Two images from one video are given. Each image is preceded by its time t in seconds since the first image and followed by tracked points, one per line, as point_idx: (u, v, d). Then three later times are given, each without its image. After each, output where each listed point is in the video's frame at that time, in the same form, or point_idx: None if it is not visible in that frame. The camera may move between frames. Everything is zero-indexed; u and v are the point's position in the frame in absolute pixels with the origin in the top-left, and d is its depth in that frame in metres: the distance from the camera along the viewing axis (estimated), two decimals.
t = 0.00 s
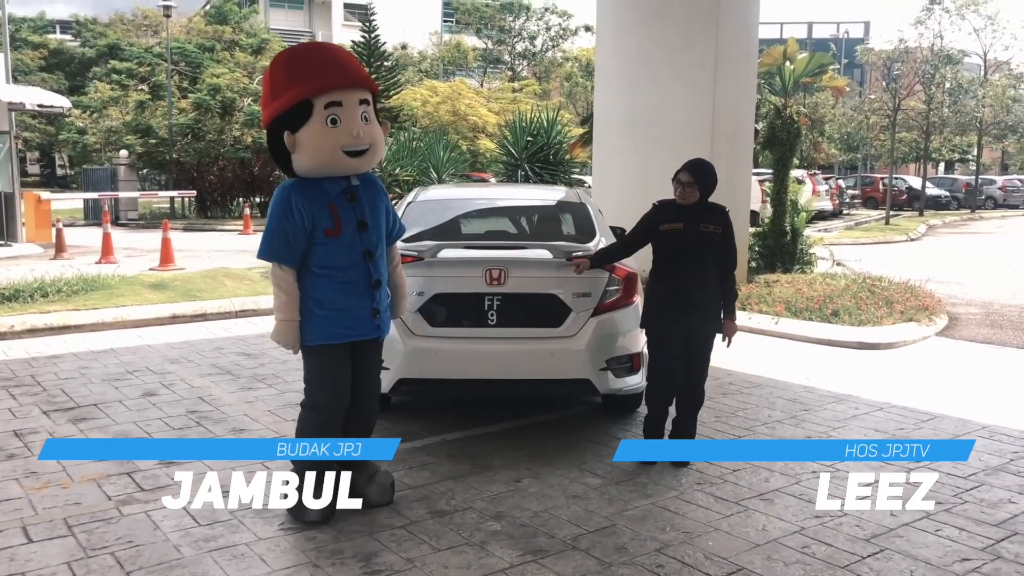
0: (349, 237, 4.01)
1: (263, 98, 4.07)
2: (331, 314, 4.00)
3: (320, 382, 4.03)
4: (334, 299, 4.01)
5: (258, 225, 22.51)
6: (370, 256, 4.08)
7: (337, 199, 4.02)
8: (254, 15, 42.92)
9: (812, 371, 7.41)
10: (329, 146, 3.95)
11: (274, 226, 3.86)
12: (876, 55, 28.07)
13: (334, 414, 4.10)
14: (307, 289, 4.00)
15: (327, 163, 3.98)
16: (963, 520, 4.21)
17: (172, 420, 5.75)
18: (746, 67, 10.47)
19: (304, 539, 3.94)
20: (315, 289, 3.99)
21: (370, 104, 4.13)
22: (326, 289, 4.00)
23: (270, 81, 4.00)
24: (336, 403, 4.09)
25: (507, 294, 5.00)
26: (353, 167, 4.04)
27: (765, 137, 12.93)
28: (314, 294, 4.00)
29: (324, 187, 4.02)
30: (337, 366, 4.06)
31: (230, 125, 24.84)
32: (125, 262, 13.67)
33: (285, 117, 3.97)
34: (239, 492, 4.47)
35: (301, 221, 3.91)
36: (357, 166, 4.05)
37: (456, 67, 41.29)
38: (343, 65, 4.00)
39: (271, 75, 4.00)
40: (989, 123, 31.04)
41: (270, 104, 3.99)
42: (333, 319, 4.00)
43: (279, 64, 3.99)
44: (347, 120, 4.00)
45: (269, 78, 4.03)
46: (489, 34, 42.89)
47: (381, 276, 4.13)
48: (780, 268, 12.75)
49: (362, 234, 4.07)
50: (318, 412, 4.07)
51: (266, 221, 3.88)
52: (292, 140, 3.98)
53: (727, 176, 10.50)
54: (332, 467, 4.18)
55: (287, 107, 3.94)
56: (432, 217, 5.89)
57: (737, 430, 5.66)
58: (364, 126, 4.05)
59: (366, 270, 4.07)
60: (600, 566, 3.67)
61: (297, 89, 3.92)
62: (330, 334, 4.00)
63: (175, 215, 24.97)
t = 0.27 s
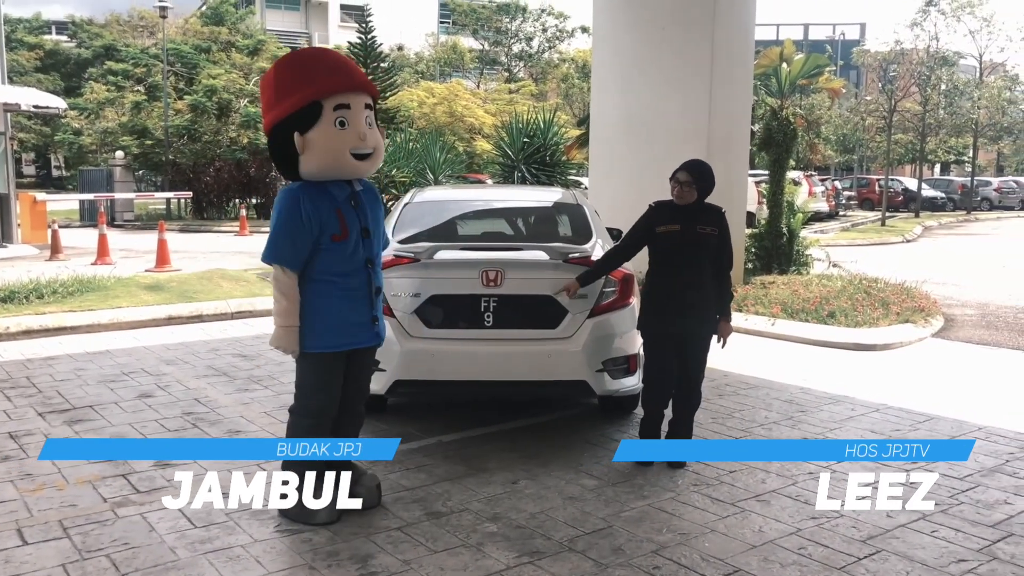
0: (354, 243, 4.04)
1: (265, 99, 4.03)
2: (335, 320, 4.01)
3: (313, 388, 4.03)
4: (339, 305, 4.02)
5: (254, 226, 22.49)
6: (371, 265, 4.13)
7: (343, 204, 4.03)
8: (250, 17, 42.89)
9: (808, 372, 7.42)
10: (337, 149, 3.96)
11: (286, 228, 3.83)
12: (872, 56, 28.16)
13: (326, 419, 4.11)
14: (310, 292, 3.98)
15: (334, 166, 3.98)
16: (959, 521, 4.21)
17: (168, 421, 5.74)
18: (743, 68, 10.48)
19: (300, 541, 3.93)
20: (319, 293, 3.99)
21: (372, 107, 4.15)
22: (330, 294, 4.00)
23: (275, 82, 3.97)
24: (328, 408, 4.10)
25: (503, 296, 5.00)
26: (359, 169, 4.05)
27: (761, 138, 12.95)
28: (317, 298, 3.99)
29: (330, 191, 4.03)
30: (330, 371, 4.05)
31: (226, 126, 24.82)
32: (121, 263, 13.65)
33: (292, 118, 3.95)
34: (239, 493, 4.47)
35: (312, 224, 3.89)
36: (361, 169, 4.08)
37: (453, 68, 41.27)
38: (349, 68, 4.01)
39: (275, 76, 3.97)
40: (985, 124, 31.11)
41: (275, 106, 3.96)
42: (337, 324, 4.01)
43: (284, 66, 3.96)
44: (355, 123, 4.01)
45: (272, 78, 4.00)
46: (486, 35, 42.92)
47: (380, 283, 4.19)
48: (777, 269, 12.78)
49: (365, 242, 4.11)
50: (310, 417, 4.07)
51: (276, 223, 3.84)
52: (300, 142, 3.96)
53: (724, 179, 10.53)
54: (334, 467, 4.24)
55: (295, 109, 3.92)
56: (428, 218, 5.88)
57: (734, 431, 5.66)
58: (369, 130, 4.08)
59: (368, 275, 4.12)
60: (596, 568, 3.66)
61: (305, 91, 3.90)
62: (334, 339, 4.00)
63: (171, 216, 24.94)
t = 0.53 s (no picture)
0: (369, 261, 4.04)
1: (273, 120, 3.87)
2: (355, 338, 3.99)
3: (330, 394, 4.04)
4: (357, 323, 4.00)
5: (252, 226, 22.46)
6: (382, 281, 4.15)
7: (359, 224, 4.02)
8: (248, 17, 42.87)
9: (806, 372, 7.42)
10: (359, 168, 3.99)
11: (320, 247, 3.75)
12: (870, 57, 28.19)
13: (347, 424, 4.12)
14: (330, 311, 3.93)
15: (357, 184, 3.99)
16: (957, 522, 4.21)
17: (165, 422, 5.73)
18: (740, 68, 10.48)
19: (297, 542, 3.92)
20: (338, 312, 3.95)
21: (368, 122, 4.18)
22: (351, 313, 3.98)
23: (289, 104, 3.85)
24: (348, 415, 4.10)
25: (501, 296, 4.99)
26: (374, 186, 4.09)
27: (759, 139, 12.95)
28: (336, 317, 3.95)
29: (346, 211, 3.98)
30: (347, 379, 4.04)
31: (224, 126, 24.81)
32: (118, 263, 13.64)
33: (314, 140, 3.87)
34: (240, 493, 4.46)
35: (340, 244, 3.85)
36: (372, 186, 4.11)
37: (451, 68, 41.26)
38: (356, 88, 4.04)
39: (287, 97, 3.86)
40: (982, 125, 31.14)
41: (292, 127, 3.84)
42: (357, 341, 3.99)
43: (295, 87, 3.87)
44: (369, 143, 4.06)
45: (282, 100, 3.86)
46: (484, 35, 42.95)
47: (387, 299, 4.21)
48: (774, 270, 12.78)
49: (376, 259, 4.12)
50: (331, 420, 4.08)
51: (305, 244, 3.74)
52: (328, 162, 3.90)
53: (721, 181, 10.54)
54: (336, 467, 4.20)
55: (320, 130, 3.86)
56: (426, 218, 5.88)
57: (732, 431, 5.66)
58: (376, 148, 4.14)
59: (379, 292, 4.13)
60: (594, 569, 3.66)
61: (330, 112, 3.85)
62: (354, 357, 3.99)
63: (169, 216, 24.91)
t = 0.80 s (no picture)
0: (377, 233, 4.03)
1: (290, 98, 3.71)
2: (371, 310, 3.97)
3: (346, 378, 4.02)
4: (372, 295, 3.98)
5: (250, 225, 22.44)
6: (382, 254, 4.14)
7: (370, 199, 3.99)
8: (246, 15, 42.82)
9: (804, 371, 7.43)
10: (373, 141, 3.99)
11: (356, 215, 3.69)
12: (868, 56, 28.19)
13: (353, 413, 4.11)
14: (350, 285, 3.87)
15: (370, 157, 3.99)
16: (956, 521, 4.21)
17: (163, 421, 5.72)
18: (738, 67, 10.48)
19: (294, 541, 3.92)
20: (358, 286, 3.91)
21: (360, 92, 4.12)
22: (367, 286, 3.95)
23: (310, 81, 3.72)
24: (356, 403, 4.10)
25: (499, 295, 4.98)
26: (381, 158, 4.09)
27: (757, 137, 12.94)
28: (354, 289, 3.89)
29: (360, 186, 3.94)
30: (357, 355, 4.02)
31: (222, 125, 24.79)
32: (116, 262, 13.62)
33: (336, 117, 3.79)
34: (241, 493, 4.45)
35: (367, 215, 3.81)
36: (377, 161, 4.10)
37: (449, 67, 41.24)
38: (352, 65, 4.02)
39: (306, 75, 3.72)
40: (980, 124, 31.16)
41: (313, 107, 3.73)
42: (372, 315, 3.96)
43: (319, 62, 3.75)
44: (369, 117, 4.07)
45: (298, 77, 3.72)
46: (482, 34, 42.96)
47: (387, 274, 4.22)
48: (773, 269, 12.78)
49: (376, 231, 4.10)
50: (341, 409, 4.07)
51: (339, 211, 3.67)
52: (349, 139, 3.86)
53: (719, 181, 10.53)
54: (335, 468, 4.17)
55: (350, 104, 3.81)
56: (424, 217, 5.87)
57: (730, 430, 5.66)
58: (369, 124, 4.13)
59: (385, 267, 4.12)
60: (592, 568, 3.65)
61: (351, 89, 3.77)
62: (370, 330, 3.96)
63: (167, 215, 24.89)
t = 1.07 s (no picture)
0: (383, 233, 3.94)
1: (302, 94, 3.61)
2: (379, 311, 3.87)
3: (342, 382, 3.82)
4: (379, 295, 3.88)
5: (249, 223, 22.43)
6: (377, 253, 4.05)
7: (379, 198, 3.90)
8: (245, 13, 42.75)
9: (803, 369, 7.43)
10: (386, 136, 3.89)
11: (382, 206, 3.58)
12: (867, 54, 28.16)
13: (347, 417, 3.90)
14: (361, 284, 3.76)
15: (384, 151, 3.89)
16: (954, 519, 4.21)
17: (161, 420, 5.71)
18: (737, 67, 10.48)
19: (291, 540, 3.91)
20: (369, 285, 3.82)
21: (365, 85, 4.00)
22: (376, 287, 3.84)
23: (322, 76, 3.61)
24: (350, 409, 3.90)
25: (498, 293, 4.98)
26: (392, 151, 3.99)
27: (756, 136, 12.94)
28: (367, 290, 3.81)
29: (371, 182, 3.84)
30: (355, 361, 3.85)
31: (221, 123, 24.77)
32: (114, 260, 13.60)
33: (350, 114, 3.69)
34: (240, 492, 4.43)
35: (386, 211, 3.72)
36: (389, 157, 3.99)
37: (448, 65, 41.23)
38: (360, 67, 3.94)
39: (317, 69, 3.61)
40: (979, 122, 31.18)
41: (327, 103, 3.62)
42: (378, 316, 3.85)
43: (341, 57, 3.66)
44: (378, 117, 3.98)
45: (309, 73, 3.60)
46: (481, 32, 42.94)
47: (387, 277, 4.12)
48: (771, 267, 12.77)
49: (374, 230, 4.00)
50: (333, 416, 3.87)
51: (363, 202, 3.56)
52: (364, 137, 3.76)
53: (717, 180, 10.53)
54: (335, 467, 3.99)
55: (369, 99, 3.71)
56: (423, 215, 5.85)
57: (729, 429, 5.66)
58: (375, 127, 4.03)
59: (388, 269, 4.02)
60: (591, 566, 3.65)
61: (366, 84, 3.67)
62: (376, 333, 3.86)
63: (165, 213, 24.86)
